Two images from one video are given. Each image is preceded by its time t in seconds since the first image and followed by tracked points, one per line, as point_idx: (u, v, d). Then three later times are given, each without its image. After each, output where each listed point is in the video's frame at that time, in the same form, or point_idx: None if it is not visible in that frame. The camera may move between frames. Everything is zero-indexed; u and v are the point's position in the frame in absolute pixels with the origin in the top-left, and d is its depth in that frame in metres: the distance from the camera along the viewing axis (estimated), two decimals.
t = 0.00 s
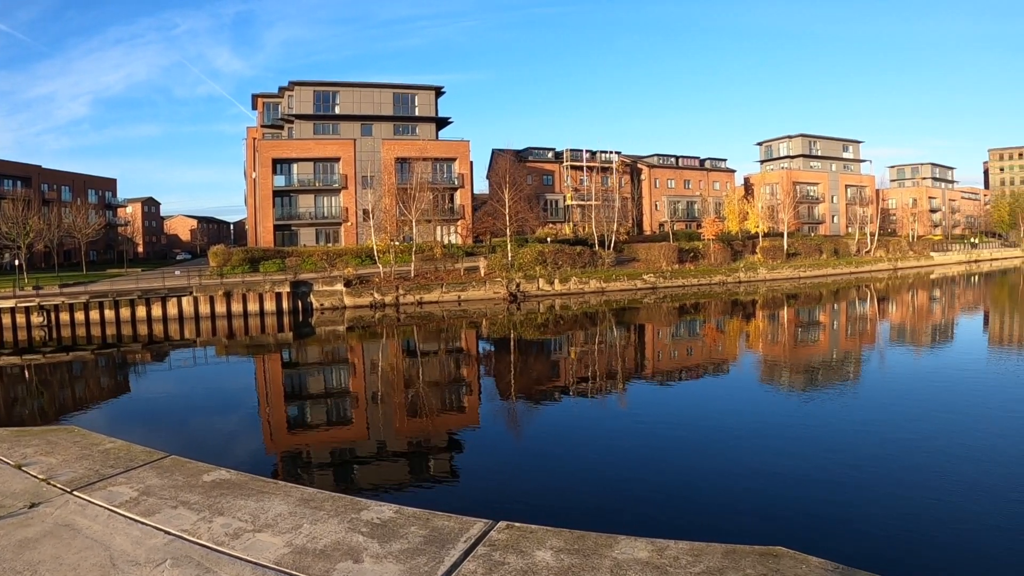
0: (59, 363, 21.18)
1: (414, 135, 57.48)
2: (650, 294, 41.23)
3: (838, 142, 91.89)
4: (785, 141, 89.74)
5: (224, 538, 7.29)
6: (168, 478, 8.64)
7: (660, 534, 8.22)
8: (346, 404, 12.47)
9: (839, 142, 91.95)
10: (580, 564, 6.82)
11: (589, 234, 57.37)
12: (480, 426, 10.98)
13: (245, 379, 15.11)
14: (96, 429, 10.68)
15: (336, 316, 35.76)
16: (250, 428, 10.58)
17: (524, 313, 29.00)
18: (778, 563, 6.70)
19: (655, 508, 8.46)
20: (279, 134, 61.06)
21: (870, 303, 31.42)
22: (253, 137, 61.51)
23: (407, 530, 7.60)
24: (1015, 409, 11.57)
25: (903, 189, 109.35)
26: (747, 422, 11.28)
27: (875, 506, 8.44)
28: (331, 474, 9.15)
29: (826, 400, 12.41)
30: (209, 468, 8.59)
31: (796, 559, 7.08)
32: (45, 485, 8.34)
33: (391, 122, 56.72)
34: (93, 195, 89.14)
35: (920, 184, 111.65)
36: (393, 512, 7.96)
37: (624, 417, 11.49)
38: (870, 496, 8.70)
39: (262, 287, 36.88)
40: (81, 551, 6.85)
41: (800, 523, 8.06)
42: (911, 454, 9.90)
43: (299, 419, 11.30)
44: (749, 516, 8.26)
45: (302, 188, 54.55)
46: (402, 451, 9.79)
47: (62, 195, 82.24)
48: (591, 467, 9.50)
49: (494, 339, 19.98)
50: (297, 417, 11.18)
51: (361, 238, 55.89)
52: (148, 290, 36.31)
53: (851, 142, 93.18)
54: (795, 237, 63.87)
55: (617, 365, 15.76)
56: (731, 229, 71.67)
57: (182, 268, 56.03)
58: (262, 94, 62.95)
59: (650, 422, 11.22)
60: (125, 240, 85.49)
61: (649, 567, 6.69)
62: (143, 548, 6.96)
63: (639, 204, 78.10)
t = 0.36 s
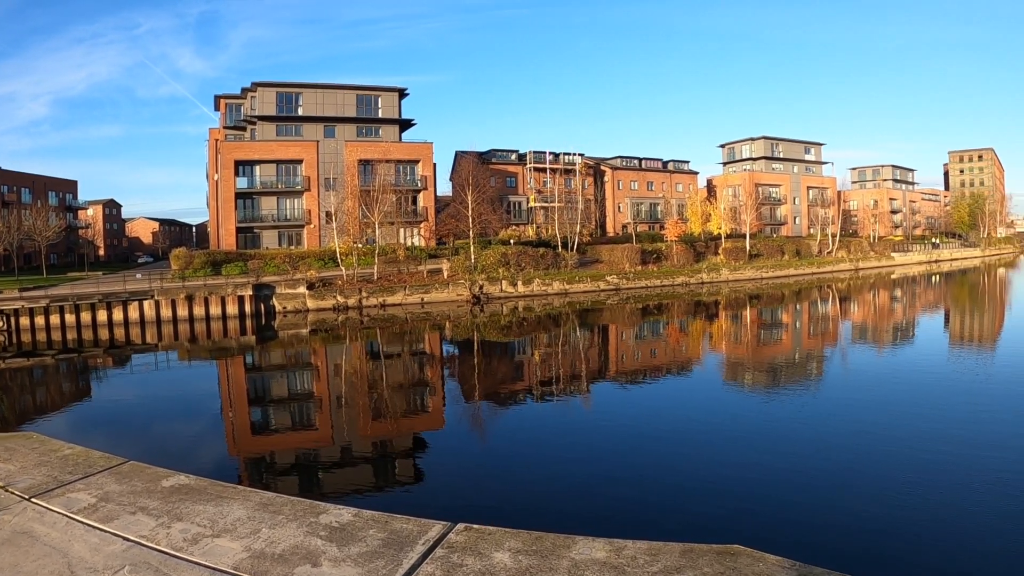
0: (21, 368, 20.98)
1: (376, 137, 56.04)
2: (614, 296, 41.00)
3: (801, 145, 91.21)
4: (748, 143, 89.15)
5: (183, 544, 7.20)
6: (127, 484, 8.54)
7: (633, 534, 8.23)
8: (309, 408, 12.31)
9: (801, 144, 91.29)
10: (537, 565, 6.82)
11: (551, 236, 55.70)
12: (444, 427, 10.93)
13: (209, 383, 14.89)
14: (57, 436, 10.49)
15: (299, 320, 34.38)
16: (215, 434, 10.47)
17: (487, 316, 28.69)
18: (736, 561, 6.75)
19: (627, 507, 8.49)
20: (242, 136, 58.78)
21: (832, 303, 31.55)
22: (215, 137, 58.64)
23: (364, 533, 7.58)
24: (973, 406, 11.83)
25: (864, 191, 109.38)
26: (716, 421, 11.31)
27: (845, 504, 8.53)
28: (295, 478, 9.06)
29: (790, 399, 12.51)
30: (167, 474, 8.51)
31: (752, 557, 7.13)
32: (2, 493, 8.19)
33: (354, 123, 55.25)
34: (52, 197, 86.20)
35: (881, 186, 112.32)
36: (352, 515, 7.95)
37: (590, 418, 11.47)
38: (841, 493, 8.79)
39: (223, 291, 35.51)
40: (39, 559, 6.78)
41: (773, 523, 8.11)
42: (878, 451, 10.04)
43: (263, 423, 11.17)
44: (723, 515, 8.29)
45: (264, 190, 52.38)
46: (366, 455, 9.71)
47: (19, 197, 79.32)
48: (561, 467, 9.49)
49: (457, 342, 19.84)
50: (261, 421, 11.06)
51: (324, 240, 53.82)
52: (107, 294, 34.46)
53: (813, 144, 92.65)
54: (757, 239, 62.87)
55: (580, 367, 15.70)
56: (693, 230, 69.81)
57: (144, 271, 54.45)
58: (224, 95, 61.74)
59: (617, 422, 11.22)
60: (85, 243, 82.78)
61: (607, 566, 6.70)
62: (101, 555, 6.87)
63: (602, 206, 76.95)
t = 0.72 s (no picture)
0: None
1: (340, 138, 55.35)
2: (577, 297, 40.69)
3: (763, 147, 90.67)
4: (710, 145, 88.18)
5: (141, 548, 7.10)
6: (85, 489, 8.43)
7: (601, 535, 8.25)
8: (272, 411, 12.19)
9: (763, 147, 90.78)
10: (494, 565, 6.80)
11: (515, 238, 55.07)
12: (408, 430, 10.90)
13: (171, 387, 14.69)
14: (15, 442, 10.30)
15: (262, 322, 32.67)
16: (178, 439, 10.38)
17: (451, 318, 28.34)
18: (691, 560, 6.73)
19: (592, 507, 8.52)
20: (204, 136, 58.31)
21: (795, 304, 31.79)
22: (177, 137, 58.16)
23: (323, 535, 7.54)
24: (931, 406, 12.05)
25: (826, 193, 109.44)
26: (682, 422, 11.31)
27: (812, 502, 8.60)
28: (258, 482, 9.00)
29: (752, 399, 12.57)
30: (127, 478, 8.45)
31: (711, 556, 7.10)
32: None
33: (317, 124, 54.46)
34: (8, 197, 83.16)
35: (842, 188, 113.23)
36: (311, 518, 7.93)
37: (554, 420, 11.44)
38: (807, 492, 8.85)
39: (185, 291, 33.75)
40: None
41: (741, 523, 8.14)
42: (841, 449, 10.15)
43: (226, 428, 11.05)
44: (690, 515, 8.31)
45: (227, 191, 51.46)
46: (331, 458, 9.67)
47: None
48: (526, 468, 9.49)
49: (421, 344, 19.66)
50: (224, 426, 10.95)
51: (286, 242, 53.05)
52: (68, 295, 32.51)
53: (775, 146, 92.34)
54: (720, 241, 62.88)
55: (544, 369, 15.63)
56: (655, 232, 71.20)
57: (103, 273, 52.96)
58: (186, 95, 60.18)
59: (581, 424, 11.22)
60: (44, 245, 80.15)
61: (564, 566, 6.67)
62: (59, 561, 6.79)
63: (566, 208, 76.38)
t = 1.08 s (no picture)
0: None
1: (306, 141, 55.01)
2: (542, 300, 40.32)
3: (728, 149, 90.28)
4: (676, 148, 87.95)
5: (104, 555, 7.00)
6: (48, 496, 8.32)
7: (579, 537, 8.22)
8: (238, 416, 12.10)
9: (729, 150, 90.46)
10: (459, 569, 6.68)
11: (480, 242, 55.13)
12: (375, 435, 10.84)
13: (135, 393, 14.52)
14: None
15: (228, 327, 32.15)
16: (144, 445, 10.32)
17: (417, 321, 28.19)
18: (655, 561, 6.63)
19: (561, 508, 8.53)
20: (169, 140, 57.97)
21: (760, 305, 32.09)
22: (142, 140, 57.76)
23: (287, 541, 7.43)
24: (895, 404, 12.21)
25: (791, 196, 109.50)
26: (651, 423, 11.36)
27: (780, 501, 8.65)
28: (225, 489, 8.93)
29: (722, 400, 12.62)
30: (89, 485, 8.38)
31: (673, 556, 7.08)
32: None
33: (283, 127, 54.12)
34: None
35: (807, 191, 113.91)
36: (274, 524, 7.83)
37: (521, 422, 11.47)
38: (776, 491, 8.91)
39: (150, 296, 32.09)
40: None
41: (709, 523, 8.18)
42: (813, 448, 10.23)
43: (191, 434, 10.95)
44: (659, 515, 8.35)
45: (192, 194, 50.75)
46: (297, 464, 9.62)
47: None
48: (495, 470, 9.48)
49: (388, 347, 19.55)
50: (189, 432, 10.86)
51: (252, 245, 52.75)
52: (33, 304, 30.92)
53: (741, 149, 92.21)
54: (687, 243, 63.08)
55: (511, 371, 15.59)
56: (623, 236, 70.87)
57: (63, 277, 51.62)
58: (150, 96, 58.88)
59: (549, 426, 11.24)
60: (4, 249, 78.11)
61: (528, 568, 6.58)
62: (21, 569, 6.68)
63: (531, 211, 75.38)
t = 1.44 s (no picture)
0: None
1: (271, 144, 53.71)
2: (509, 303, 39.21)
3: (694, 154, 88.54)
4: (641, 153, 85.51)
5: (65, 564, 6.85)
6: (8, 505, 8.20)
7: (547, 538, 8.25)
8: (203, 421, 12.00)
9: (695, 154, 88.61)
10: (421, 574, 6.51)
11: (445, 245, 53.88)
12: (341, 439, 10.81)
13: (98, 400, 14.34)
14: None
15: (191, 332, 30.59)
16: (107, 453, 10.24)
17: (382, 325, 27.81)
18: (618, 563, 6.55)
19: (528, 510, 8.55)
20: (133, 141, 56.73)
21: (725, 307, 32.21)
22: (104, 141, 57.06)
23: (250, 547, 7.28)
24: (859, 405, 12.36)
25: (756, 200, 108.68)
26: (619, 425, 11.39)
27: (748, 501, 8.69)
28: (191, 495, 8.88)
29: (687, 402, 12.68)
30: (50, 494, 8.28)
31: (636, 558, 7.06)
32: None
33: (248, 129, 52.88)
34: None
35: (772, 195, 113.41)
36: (237, 531, 7.66)
37: (487, 425, 11.46)
38: (743, 491, 8.96)
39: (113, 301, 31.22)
40: None
41: (676, 524, 8.21)
42: (780, 448, 10.30)
43: (155, 440, 10.88)
44: (626, 516, 8.38)
45: (156, 198, 49.55)
46: (263, 469, 9.57)
47: None
48: (461, 473, 9.48)
49: (353, 351, 19.38)
50: (153, 439, 10.79)
51: (216, 249, 51.39)
52: None
53: (705, 154, 90.06)
54: (653, 246, 62.95)
55: (476, 374, 15.55)
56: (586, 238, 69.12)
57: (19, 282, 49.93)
58: (114, 97, 57.74)
59: (516, 429, 11.24)
60: None
61: (491, 572, 6.48)
62: None
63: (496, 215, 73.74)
